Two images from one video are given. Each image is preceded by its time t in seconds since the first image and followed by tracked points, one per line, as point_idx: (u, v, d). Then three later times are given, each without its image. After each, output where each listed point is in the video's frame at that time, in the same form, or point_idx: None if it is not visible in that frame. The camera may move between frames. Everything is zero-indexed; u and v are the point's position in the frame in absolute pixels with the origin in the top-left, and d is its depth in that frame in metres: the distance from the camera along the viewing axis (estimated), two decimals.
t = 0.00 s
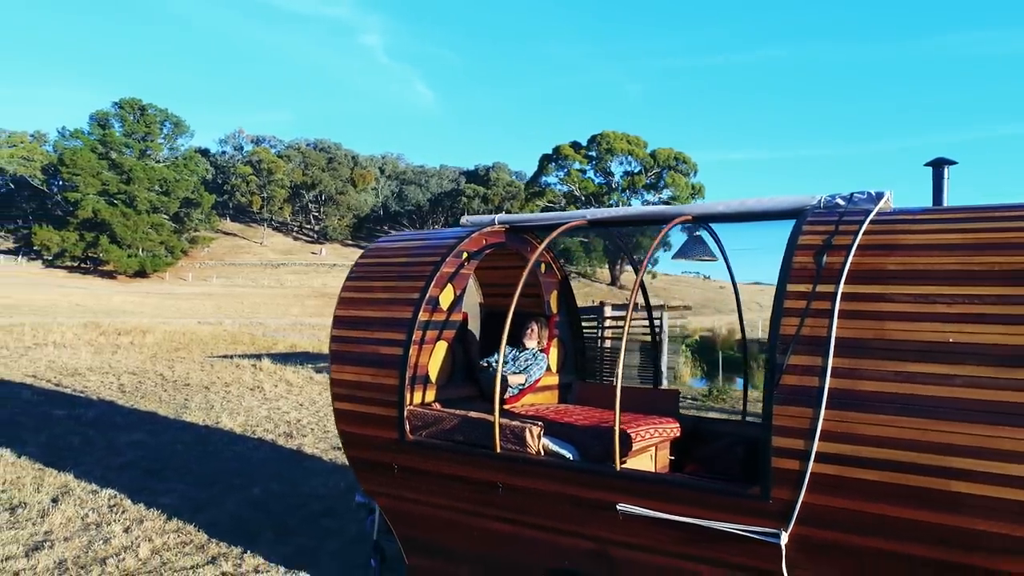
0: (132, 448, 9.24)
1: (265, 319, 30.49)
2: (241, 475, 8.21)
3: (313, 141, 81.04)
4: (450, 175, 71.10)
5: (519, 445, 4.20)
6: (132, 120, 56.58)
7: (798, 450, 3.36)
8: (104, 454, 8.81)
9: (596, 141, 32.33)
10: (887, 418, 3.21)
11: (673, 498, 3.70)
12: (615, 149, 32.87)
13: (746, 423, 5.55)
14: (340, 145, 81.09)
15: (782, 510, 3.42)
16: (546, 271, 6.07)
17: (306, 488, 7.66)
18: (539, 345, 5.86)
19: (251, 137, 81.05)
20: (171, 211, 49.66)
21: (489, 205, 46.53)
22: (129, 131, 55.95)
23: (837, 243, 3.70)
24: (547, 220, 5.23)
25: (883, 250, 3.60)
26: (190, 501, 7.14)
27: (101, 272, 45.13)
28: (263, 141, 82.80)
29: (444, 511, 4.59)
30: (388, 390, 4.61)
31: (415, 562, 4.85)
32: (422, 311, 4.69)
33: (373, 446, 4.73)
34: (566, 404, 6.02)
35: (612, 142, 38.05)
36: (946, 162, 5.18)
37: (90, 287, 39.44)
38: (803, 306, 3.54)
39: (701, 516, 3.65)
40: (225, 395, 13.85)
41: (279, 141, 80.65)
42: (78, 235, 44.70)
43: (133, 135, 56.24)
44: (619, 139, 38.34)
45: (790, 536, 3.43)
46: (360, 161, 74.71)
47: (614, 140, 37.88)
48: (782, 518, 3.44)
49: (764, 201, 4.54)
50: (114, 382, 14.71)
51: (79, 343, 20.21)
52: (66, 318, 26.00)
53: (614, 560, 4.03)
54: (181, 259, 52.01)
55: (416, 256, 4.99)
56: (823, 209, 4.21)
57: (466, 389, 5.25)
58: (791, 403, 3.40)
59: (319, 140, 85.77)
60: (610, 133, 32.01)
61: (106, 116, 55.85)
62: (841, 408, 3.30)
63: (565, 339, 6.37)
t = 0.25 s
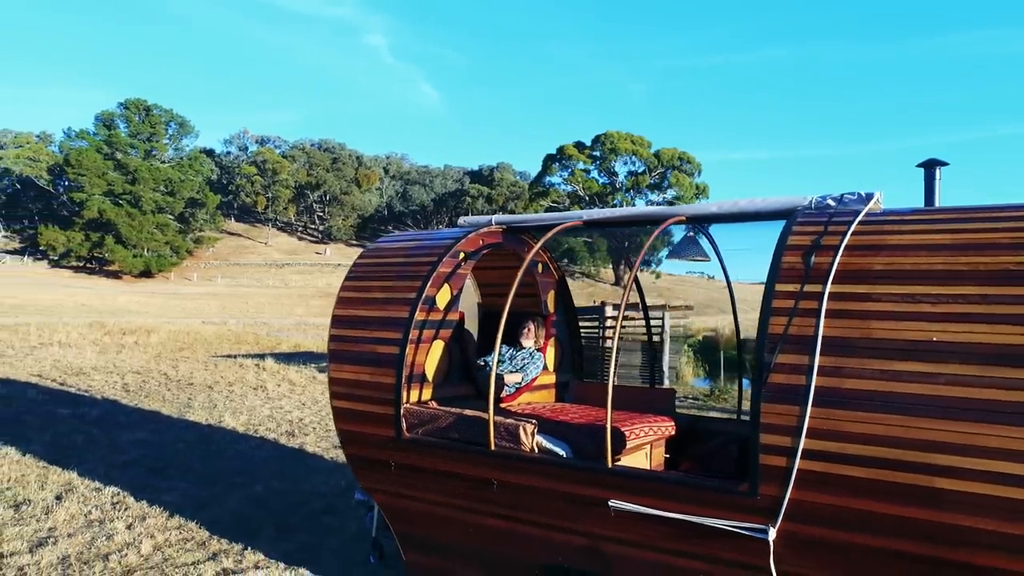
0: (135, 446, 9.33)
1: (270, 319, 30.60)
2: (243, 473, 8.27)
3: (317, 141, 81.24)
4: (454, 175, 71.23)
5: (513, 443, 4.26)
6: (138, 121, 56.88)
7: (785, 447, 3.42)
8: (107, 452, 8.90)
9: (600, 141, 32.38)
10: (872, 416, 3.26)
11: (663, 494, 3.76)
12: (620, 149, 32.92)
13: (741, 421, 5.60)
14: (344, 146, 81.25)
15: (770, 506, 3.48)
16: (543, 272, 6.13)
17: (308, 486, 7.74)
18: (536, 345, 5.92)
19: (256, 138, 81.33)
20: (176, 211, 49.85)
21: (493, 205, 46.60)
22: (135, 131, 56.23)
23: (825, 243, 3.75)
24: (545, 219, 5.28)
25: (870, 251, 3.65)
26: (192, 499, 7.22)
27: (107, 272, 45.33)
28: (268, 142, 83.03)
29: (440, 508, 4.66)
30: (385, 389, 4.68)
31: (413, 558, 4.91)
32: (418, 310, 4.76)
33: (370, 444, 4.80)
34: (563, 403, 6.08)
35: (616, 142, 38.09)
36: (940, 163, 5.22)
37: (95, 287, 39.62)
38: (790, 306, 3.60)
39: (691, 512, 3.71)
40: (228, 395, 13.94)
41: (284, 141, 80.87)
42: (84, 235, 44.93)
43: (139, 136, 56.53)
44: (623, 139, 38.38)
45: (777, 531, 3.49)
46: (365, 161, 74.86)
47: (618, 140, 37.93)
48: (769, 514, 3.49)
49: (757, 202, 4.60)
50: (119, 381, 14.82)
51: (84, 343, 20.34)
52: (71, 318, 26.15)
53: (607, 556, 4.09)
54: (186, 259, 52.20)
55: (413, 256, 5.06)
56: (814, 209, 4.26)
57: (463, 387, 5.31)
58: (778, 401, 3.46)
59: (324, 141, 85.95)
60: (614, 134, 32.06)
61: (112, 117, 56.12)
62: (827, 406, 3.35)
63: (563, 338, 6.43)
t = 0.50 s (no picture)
0: (139, 445, 9.43)
1: (274, 319, 30.75)
2: (245, 472, 8.36)
3: (322, 142, 81.47)
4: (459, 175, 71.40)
5: (507, 440, 4.33)
6: (143, 122, 57.21)
7: (771, 444, 3.49)
8: (111, 450, 9.01)
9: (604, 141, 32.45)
10: (856, 414, 3.33)
11: (653, 490, 3.83)
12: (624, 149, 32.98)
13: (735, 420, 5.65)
14: (349, 146, 81.46)
15: (756, 502, 3.55)
16: (540, 272, 6.20)
17: (309, 484, 7.82)
18: (532, 344, 5.98)
19: (261, 139, 81.62)
20: (182, 211, 50.07)
21: (498, 205, 46.71)
22: (140, 132, 56.54)
23: (812, 244, 3.82)
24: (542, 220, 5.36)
25: (856, 252, 3.71)
26: (194, 497, 7.31)
27: (112, 272, 45.56)
28: (272, 142, 83.30)
29: (435, 505, 4.73)
30: (382, 387, 4.76)
31: (410, 554, 4.98)
32: (415, 310, 4.84)
33: (368, 441, 4.88)
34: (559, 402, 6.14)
35: (620, 143, 38.16)
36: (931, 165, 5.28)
37: (101, 287, 39.82)
38: (777, 306, 3.67)
39: (679, 508, 3.78)
40: (232, 394, 14.04)
41: (289, 141, 81.14)
42: (90, 235, 45.18)
43: (144, 136, 56.86)
44: (627, 139, 38.45)
45: (763, 527, 3.55)
46: (370, 162, 75.06)
47: (622, 140, 38.00)
48: (756, 510, 3.56)
49: (748, 203, 4.67)
50: (123, 381, 14.94)
51: (90, 343, 20.50)
52: (77, 318, 26.33)
53: (598, 552, 4.15)
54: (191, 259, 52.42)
55: (410, 257, 5.14)
56: (803, 210, 4.33)
57: (459, 386, 5.38)
58: (764, 399, 3.52)
59: (329, 141, 86.18)
60: (618, 134, 32.14)
61: (118, 118, 56.43)
62: (812, 404, 3.42)
63: (560, 338, 6.49)
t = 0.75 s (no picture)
0: (142, 443, 9.52)
1: (278, 318, 30.89)
2: (247, 470, 8.43)
3: (327, 142, 81.78)
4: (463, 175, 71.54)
5: (501, 438, 4.39)
6: (149, 122, 57.60)
7: (759, 442, 3.54)
8: (115, 449, 9.10)
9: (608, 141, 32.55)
10: (842, 412, 3.37)
11: (644, 487, 3.88)
12: (628, 149, 33.08)
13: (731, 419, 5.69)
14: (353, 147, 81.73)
15: (745, 499, 3.60)
16: (538, 273, 6.26)
17: (310, 482, 7.91)
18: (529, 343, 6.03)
19: (266, 139, 81.95)
20: (187, 212, 50.28)
21: (502, 206, 46.84)
22: (146, 133, 56.80)
23: (801, 245, 3.87)
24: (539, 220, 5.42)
25: (844, 252, 3.77)
26: (196, 494, 7.39)
27: (118, 272, 45.80)
28: (277, 142, 83.68)
29: (432, 502, 4.79)
30: (379, 385, 4.83)
31: (408, 551, 5.05)
32: (412, 310, 4.91)
33: (366, 439, 4.95)
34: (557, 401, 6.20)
35: (624, 142, 38.24)
36: (924, 166, 5.33)
37: (107, 287, 40.03)
38: (766, 306, 3.72)
39: (670, 505, 3.84)
40: (235, 393, 14.14)
41: (294, 142, 81.53)
42: (95, 235, 45.44)
43: (149, 137, 57.18)
44: (631, 139, 38.52)
45: (753, 523, 3.60)
46: (374, 162, 75.24)
47: (626, 140, 38.08)
48: (745, 507, 3.61)
49: (741, 204, 4.73)
50: (128, 380, 15.06)
51: (95, 343, 20.65)
52: (83, 318, 26.49)
53: (592, 549, 4.21)
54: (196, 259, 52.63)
55: (408, 258, 5.20)
56: (795, 212, 4.39)
57: (457, 385, 5.45)
58: (753, 398, 3.58)
59: (334, 141, 86.40)
60: (623, 135, 32.19)
61: (123, 118, 56.73)
62: (799, 403, 3.47)
63: (557, 337, 6.55)
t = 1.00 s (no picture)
0: (146, 442, 9.62)
1: (284, 318, 31.03)
2: (249, 468, 8.52)
3: (333, 142, 81.99)
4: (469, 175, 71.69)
5: (496, 435, 4.47)
6: (155, 123, 57.87)
7: (746, 439, 3.60)
8: (119, 447, 9.19)
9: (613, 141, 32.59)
10: (827, 410, 3.44)
11: (634, 484, 3.96)
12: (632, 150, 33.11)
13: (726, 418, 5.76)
14: (359, 147, 81.89)
15: (732, 495, 3.67)
16: (534, 273, 6.34)
17: (311, 480, 7.99)
18: (526, 342, 6.10)
19: (271, 139, 82.18)
20: (193, 212, 50.49)
21: (507, 206, 46.92)
22: (152, 133, 57.11)
23: (790, 246, 3.93)
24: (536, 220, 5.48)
25: (831, 253, 3.83)
26: (198, 492, 7.48)
27: (124, 272, 46.02)
28: (283, 142, 83.91)
29: (428, 498, 4.86)
30: (376, 384, 4.91)
31: (406, 546, 5.14)
32: (409, 309, 4.98)
33: (363, 437, 5.02)
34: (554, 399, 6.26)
35: (629, 143, 38.26)
36: (917, 167, 5.39)
37: (113, 286, 40.23)
38: (754, 305, 3.78)
39: (660, 502, 3.90)
40: (239, 393, 14.25)
41: (299, 142, 81.79)
42: (102, 236, 45.68)
43: (156, 138, 57.48)
44: (636, 140, 38.55)
45: (740, 519, 3.67)
46: (380, 162, 75.40)
47: (631, 140, 38.12)
48: (733, 503, 3.68)
49: (733, 205, 4.79)
50: (133, 379, 15.18)
51: (101, 342, 20.80)
52: (89, 318, 26.66)
53: (584, 544, 4.28)
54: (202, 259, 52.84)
55: (405, 258, 5.28)
56: (786, 212, 4.45)
57: (454, 384, 5.52)
58: (740, 395, 3.64)
59: (340, 141, 86.62)
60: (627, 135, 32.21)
61: (129, 119, 57.01)
62: (785, 401, 3.53)
63: (555, 337, 6.61)
